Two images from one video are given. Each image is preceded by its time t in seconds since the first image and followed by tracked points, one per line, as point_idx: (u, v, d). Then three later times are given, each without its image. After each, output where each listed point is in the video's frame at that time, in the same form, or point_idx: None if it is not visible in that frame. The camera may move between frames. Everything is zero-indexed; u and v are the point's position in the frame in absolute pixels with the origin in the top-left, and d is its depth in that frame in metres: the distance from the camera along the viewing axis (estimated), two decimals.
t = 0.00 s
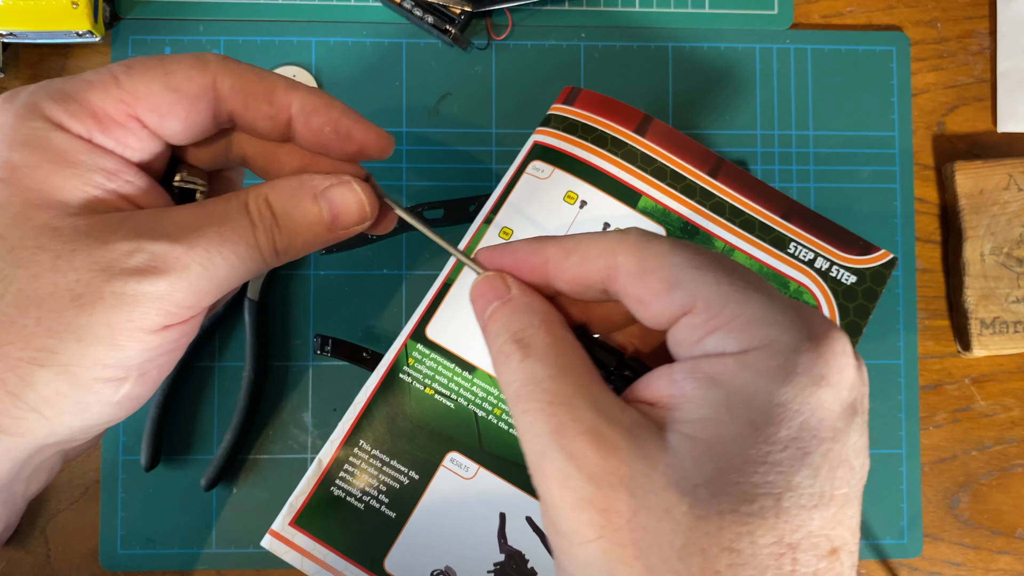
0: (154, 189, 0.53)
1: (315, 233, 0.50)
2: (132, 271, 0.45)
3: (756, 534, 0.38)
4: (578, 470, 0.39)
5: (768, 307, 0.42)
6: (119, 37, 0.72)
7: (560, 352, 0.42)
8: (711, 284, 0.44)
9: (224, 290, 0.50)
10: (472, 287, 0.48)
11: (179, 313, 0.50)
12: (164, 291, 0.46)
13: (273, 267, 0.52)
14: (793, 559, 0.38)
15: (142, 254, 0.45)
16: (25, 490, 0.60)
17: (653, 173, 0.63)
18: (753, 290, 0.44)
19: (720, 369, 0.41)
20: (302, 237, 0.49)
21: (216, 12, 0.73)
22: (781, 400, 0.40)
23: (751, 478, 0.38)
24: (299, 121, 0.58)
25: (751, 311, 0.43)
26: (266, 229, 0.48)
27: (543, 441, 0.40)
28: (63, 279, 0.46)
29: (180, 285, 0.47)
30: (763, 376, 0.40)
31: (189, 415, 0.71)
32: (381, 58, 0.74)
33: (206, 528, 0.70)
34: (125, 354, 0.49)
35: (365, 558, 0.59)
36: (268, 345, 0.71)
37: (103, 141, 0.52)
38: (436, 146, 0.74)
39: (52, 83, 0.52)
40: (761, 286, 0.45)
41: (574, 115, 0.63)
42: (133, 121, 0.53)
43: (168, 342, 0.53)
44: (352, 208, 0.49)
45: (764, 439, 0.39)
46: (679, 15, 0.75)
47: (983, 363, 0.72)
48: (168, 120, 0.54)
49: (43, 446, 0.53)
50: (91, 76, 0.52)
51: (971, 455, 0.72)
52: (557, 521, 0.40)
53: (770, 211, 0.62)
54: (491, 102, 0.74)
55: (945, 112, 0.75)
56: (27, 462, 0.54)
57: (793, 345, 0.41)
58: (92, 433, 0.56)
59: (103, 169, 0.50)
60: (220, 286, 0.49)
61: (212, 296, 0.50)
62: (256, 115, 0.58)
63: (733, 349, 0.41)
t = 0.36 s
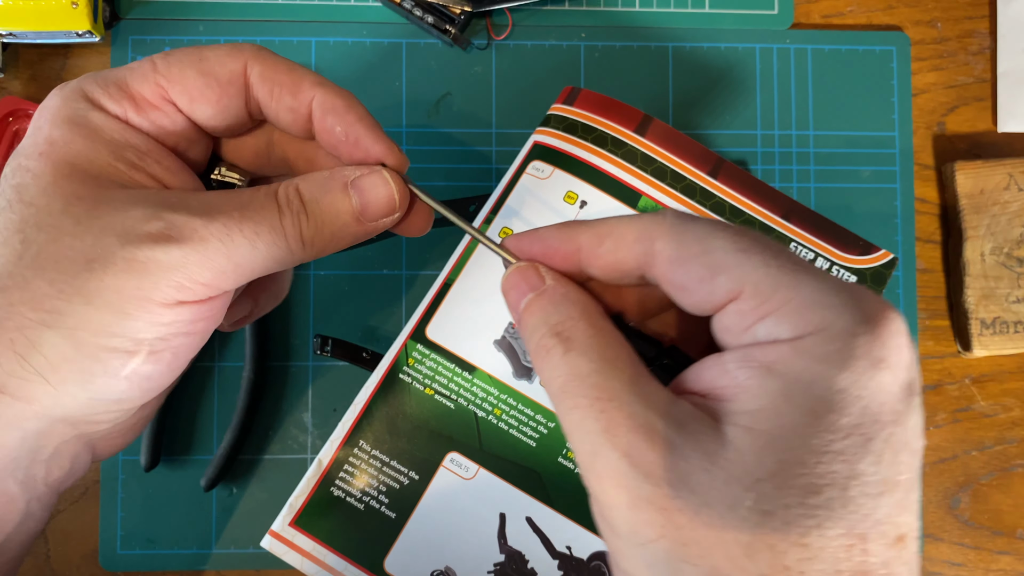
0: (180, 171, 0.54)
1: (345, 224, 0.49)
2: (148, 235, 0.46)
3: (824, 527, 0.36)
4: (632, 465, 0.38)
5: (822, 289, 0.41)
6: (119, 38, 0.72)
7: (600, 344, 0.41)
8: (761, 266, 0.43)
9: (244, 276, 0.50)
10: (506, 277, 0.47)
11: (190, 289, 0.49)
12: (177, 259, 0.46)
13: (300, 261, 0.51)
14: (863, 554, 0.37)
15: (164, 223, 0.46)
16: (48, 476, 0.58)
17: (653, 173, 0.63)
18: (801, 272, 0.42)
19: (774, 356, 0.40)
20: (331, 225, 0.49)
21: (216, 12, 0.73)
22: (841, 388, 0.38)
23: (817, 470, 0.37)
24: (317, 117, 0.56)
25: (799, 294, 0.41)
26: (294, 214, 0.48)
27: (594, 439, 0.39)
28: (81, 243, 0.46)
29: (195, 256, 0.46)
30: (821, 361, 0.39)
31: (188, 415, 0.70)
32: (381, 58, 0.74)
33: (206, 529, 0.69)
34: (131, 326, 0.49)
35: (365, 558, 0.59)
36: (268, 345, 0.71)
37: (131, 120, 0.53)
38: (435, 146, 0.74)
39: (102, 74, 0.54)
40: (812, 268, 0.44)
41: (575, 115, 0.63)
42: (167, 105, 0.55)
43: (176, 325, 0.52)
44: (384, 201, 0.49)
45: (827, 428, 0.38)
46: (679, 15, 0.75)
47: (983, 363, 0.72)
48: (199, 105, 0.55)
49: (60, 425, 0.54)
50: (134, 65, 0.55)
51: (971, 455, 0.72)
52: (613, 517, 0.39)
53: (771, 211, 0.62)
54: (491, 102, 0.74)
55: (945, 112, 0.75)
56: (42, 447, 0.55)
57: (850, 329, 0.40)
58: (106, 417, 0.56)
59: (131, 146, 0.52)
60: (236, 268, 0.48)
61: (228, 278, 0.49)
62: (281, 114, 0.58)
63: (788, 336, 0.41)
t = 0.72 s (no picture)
0: (169, 164, 0.56)
1: (339, 202, 0.48)
2: (111, 201, 0.44)
3: (910, 551, 0.36)
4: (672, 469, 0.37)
5: (908, 297, 0.40)
6: (119, 37, 0.72)
7: (659, 350, 0.41)
8: (842, 269, 0.41)
9: (215, 256, 0.47)
10: (554, 270, 0.46)
11: (146, 263, 0.45)
12: (137, 223, 0.44)
13: (284, 243, 0.48)
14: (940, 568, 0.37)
15: (130, 190, 0.45)
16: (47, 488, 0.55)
17: (653, 173, 0.63)
18: (886, 277, 0.41)
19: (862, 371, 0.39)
20: (320, 199, 0.48)
21: (216, 12, 0.73)
22: (929, 403, 0.38)
23: (901, 487, 0.37)
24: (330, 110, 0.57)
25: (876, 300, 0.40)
26: (280, 186, 0.47)
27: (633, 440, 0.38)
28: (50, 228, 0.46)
29: (155, 222, 0.44)
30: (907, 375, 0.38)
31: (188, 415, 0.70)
32: (381, 57, 0.74)
33: (206, 529, 0.69)
34: (88, 310, 0.47)
35: (366, 558, 0.59)
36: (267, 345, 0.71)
37: (133, 115, 0.55)
38: (434, 146, 0.74)
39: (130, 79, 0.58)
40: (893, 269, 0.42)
41: (575, 115, 0.63)
42: (174, 104, 0.57)
43: (137, 314, 0.49)
44: (384, 182, 0.50)
45: (915, 446, 0.37)
46: (679, 15, 0.75)
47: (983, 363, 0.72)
48: (206, 104, 0.58)
49: (51, 429, 0.52)
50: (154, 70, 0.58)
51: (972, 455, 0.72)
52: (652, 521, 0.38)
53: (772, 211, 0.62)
54: (491, 102, 0.74)
55: (946, 111, 0.75)
56: (36, 455, 0.52)
57: (940, 339, 0.39)
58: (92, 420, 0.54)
59: (127, 134, 0.54)
60: (206, 241, 0.46)
61: (196, 255, 0.46)
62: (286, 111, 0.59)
63: (872, 345, 0.40)
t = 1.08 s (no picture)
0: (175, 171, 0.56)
1: (300, 187, 0.45)
2: (98, 202, 0.46)
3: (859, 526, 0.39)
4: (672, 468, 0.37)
5: (854, 291, 0.44)
6: (119, 37, 0.72)
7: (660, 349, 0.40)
8: (793, 266, 0.45)
9: (194, 251, 0.47)
10: (494, 261, 0.44)
11: (127, 260, 0.46)
12: (118, 220, 0.45)
13: (260, 238, 0.48)
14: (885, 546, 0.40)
15: (119, 192, 0.47)
16: (46, 501, 0.53)
17: (653, 173, 0.63)
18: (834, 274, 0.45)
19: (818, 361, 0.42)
20: (284, 188, 0.45)
21: (216, 12, 0.73)
22: (885, 387, 0.41)
23: (868, 467, 0.40)
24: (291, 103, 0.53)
25: (832, 295, 0.43)
26: (248, 180, 0.46)
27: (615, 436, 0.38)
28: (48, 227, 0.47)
29: (134, 217, 0.45)
30: (862, 363, 0.41)
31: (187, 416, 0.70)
32: (381, 57, 0.74)
33: (206, 529, 0.69)
34: (72, 297, 0.47)
35: (366, 558, 0.59)
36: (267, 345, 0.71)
37: (138, 138, 0.58)
38: (434, 146, 0.74)
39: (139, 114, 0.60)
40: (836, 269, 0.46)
41: (575, 115, 0.63)
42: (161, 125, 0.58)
43: (122, 303, 0.48)
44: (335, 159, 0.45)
45: (868, 429, 0.40)
46: (679, 15, 0.75)
47: (983, 363, 0.72)
48: (185, 124, 0.57)
49: (49, 432, 0.51)
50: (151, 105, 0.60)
51: (972, 456, 0.72)
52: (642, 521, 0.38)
53: (771, 211, 0.62)
54: (491, 101, 0.74)
55: (946, 112, 0.75)
56: (34, 459, 0.52)
57: (886, 329, 0.42)
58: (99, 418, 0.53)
59: (130, 152, 0.56)
60: (185, 238, 0.46)
61: (177, 253, 0.46)
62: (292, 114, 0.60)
63: (829, 336, 0.43)
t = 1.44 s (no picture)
0: (178, 177, 0.56)
1: (301, 187, 0.45)
2: (105, 212, 0.46)
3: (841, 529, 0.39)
4: (673, 469, 0.37)
5: (844, 297, 0.44)
6: (118, 37, 0.72)
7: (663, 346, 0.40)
8: (786, 266, 0.45)
9: (203, 256, 0.47)
10: (483, 260, 0.44)
11: (136, 268, 0.46)
12: (126, 230, 0.45)
13: (267, 239, 0.47)
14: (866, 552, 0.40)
15: (124, 202, 0.47)
16: (53, 513, 0.53)
17: (653, 173, 0.63)
18: (827, 280, 0.45)
19: (807, 362, 0.42)
20: (285, 187, 0.45)
21: (216, 12, 0.73)
22: (873, 392, 0.42)
23: (854, 471, 0.40)
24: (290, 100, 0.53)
25: (823, 300, 0.44)
26: (251, 184, 0.46)
27: (614, 439, 0.37)
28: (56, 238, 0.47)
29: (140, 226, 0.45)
30: (849, 367, 0.42)
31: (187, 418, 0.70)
32: (381, 57, 0.74)
33: (205, 529, 0.69)
34: (80, 306, 0.46)
35: (366, 558, 0.59)
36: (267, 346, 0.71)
37: (142, 146, 0.57)
38: (434, 146, 0.74)
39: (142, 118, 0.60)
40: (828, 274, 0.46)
41: (575, 115, 0.63)
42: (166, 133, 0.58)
43: (130, 310, 0.48)
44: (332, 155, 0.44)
45: (854, 433, 0.40)
46: (679, 14, 0.75)
47: (984, 363, 0.72)
48: (188, 129, 0.57)
49: (57, 442, 0.51)
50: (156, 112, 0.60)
51: (972, 455, 0.72)
52: (634, 523, 0.38)
53: (771, 211, 0.62)
54: (491, 101, 0.74)
55: (946, 112, 0.75)
56: (41, 470, 0.52)
57: (873, 335, 0.43)
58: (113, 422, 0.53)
59: (134, 161, 0.55)
60: (192, 244, 0.46)
61: (185, 259, 0.46)
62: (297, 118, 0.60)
63: (817, 338, 0.43)
